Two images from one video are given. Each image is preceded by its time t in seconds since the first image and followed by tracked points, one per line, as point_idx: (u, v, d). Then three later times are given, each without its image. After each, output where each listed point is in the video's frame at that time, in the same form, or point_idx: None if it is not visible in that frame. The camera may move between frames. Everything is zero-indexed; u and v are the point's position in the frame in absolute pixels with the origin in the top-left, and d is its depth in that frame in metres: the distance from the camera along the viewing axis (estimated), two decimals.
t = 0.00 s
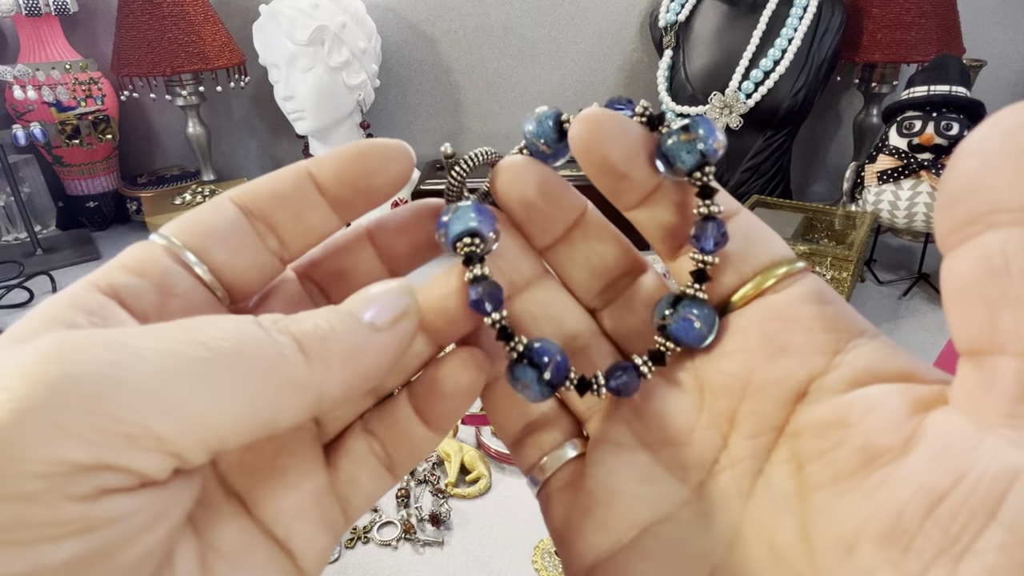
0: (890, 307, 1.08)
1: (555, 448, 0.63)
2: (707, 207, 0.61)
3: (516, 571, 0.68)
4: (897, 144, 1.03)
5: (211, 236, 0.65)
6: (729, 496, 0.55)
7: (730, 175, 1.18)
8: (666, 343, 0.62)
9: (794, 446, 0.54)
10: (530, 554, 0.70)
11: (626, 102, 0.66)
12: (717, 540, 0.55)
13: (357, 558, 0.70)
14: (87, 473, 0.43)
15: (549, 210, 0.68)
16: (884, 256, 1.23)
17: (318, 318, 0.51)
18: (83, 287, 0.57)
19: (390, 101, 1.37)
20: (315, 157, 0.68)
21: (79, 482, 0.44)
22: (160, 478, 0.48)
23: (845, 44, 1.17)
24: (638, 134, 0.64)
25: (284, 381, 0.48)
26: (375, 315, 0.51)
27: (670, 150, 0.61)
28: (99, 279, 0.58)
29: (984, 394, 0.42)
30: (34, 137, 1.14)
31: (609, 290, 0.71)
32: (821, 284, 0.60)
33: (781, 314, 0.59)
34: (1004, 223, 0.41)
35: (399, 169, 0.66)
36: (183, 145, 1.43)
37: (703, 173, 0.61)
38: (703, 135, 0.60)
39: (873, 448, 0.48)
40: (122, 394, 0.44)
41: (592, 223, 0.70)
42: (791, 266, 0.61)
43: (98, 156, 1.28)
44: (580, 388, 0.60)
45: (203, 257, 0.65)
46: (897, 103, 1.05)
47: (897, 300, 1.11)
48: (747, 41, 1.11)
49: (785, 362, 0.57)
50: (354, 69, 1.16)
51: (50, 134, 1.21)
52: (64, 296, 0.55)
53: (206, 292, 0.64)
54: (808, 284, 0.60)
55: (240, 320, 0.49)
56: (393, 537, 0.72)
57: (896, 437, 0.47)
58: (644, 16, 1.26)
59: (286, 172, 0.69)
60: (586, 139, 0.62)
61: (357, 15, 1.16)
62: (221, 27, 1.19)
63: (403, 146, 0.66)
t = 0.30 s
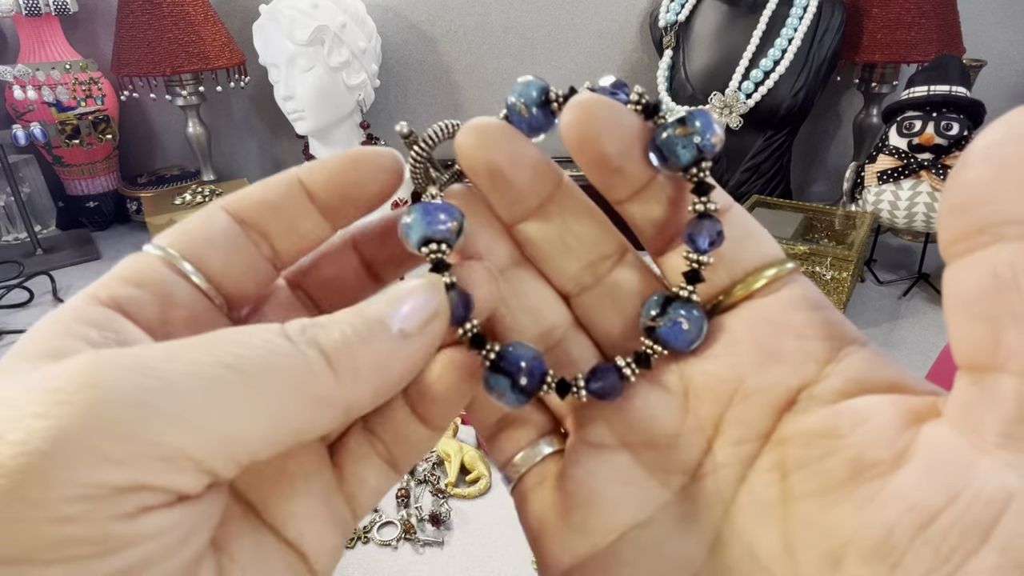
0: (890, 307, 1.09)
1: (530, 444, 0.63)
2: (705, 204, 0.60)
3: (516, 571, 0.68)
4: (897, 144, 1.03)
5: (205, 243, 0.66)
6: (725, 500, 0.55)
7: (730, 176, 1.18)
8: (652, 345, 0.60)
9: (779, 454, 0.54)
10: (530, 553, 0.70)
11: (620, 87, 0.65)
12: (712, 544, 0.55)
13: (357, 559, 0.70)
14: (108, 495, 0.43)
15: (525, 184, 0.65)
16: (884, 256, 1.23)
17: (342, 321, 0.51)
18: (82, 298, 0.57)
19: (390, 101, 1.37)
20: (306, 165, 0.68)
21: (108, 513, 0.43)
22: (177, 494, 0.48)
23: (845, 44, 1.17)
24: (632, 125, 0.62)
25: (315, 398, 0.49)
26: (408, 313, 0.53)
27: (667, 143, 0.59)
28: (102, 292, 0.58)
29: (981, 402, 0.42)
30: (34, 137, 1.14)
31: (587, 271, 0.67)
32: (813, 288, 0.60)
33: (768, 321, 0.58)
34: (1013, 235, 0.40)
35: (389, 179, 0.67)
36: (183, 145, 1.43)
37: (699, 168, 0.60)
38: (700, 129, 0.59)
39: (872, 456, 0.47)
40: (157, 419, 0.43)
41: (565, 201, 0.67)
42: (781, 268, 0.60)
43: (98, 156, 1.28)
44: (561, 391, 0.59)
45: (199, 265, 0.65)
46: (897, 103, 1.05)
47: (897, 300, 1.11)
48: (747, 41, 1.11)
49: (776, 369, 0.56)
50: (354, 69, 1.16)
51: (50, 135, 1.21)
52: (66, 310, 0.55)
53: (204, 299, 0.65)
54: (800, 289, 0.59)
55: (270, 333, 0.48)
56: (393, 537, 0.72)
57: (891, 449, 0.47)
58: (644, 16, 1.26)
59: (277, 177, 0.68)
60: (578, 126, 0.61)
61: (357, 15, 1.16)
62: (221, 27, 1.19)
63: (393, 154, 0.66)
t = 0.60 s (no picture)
0: (890, 308, 1.09)
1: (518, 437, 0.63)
2: (706, 192, 0.59)
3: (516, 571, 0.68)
4: (897, 144, 1.03)
5: (172, 187, 0.64)
6: (725, 501, 0.55)
7: (730, 176, 1.18)
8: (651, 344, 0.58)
9: (775, 458, 0.54)
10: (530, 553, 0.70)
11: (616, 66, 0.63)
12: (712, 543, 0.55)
13: (357, 558, 0.70)
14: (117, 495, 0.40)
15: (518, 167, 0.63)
16: (884, 256, 1.23)
17: (366, 289, 0.48)
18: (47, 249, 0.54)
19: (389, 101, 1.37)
20: (289, 117, 0.68)
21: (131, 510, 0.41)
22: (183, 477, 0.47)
23: (845, 44, 1.17)
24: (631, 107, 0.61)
25: (337, 373, 0.47)
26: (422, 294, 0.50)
27: (665, 127, 0.58)
28: (66, 244, 0.55)
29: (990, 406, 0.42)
30: (34, 137, 1.14)
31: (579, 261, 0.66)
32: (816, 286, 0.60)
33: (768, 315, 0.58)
34: None
35: (372, 142, 0.67)
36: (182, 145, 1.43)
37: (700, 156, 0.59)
38: (701, 112, 0.57)
39: (884, 458, 0.47)
40: (199, 393, 0.41)
41: (554, 184, 0.66)
42: (781, 263, 0.60)
43: (98, 156, 1.28)
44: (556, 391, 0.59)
45: (169, 216, 0.63)
46: (897, 103, 1.05)
47: (897, 300, 1.11)
48: (747, 41, 1.12)
49: (776, 369, 0.56)
50: (354, 69, 1.16)
51: (51, 135, 1.21)
52: (22, 260, 0.52)
53: (171, 249, 0.63)
54: (801, 288, 0.59)
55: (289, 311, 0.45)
56: (393, 537, 0.72)
57: (900, 451, 0.47)
58: (644, 16, 1.26)
59: (260, 126, 0.68)
60: (574, 106, 0.59)
61: (357, 15, 1.16)
62: (221, 27, 1.19)
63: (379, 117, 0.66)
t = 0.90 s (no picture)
0: (890, 307, 1.08)
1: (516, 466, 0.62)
2: (673, 255, 0.58)
3: (517, 571, 0.68)
4: (896, 144, 1.03)
5: (183, 204, 0.63)
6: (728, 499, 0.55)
7: (730, 176, 1.18)
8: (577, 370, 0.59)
9: (762, 471, 0.53)
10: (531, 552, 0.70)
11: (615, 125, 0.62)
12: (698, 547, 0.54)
13: (357, 558, 0.70)
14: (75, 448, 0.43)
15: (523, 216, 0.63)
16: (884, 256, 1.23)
17: (309, 279, 0.51)
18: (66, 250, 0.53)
19: (389, 101, 1.37)
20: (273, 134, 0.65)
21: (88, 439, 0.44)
22: (150, 442, 0.48)
23: (845, 44, 1.17)
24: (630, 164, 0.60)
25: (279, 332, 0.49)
26: (365, 279, 0.53)
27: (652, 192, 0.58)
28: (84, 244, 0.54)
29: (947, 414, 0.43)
30: (34, 137, 1.14)
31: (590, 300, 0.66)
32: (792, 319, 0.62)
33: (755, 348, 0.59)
34: (963, 281, 0.41)
35: (349, 146, 0.64)
36: (182, 145, 1.43)
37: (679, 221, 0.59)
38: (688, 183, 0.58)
39: (851, 460, 0.47)
40: (144, 340, 0.44)
41: (573, 228, 0.65)
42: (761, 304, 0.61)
43: (98, 156, 1.27)
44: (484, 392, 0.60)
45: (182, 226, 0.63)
46: (897, 103, 1.05)
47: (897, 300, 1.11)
48: (747, 41, 1.12)
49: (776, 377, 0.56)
50: (354, 69, 1.16)
51: (50, 135, 1.21)
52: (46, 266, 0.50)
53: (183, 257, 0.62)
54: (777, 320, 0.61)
55: (233, 273, 0.49)
56: (393, 537, 0.72)
57: (867, 452, 0.47)
58: (644, 16, 1.27)
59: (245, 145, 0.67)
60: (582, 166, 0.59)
61: (357, 15, 1.16)
62: (221, 27, 1.19)
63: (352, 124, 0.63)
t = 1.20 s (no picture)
0: (890, 307, 1.08)
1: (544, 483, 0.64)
2: (639, 345, 0.58)
3: (516, 572, 0.68)
4: (897, 144, 1.03)
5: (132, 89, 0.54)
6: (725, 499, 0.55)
7: (730, 176, 1.18)
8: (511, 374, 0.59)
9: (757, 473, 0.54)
10: (530, 554, 0.70)
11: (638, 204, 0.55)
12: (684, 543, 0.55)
13: (357, 558, 0.70)
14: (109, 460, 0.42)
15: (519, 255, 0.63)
16: (884, 256, 1.23)
17: (350, 274, 0.52)
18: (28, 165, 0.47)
19: (389, 101, 1.37)
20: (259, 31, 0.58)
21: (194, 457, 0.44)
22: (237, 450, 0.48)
23: (845, 44, 1.17)
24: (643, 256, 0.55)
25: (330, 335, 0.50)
26: (370, 256, 0.53)
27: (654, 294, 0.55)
28: (45, 161, 0.48)
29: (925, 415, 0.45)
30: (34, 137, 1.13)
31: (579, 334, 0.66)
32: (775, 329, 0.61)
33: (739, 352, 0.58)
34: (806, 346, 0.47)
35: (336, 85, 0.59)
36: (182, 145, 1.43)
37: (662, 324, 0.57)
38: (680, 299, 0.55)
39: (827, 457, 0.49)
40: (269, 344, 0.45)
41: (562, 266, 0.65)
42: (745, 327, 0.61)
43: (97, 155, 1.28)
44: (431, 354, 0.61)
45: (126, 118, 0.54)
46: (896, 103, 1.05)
47: (897, 300, 1.11)
48: (747, 42, 1.12)
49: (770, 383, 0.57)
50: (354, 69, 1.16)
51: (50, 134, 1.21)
52: None
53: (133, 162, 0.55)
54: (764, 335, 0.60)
55: (285, 271, 0.49)
56: (393, 537, 0.72)
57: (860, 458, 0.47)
58: (644, 16, 1.27)
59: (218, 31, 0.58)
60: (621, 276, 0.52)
61: (357, 15, 1.16)
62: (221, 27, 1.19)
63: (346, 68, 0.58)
